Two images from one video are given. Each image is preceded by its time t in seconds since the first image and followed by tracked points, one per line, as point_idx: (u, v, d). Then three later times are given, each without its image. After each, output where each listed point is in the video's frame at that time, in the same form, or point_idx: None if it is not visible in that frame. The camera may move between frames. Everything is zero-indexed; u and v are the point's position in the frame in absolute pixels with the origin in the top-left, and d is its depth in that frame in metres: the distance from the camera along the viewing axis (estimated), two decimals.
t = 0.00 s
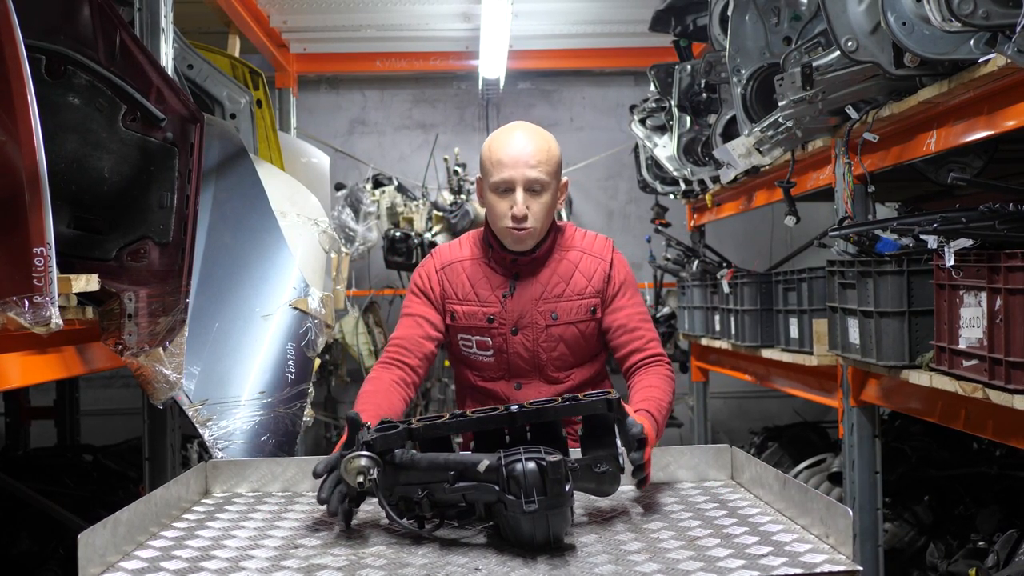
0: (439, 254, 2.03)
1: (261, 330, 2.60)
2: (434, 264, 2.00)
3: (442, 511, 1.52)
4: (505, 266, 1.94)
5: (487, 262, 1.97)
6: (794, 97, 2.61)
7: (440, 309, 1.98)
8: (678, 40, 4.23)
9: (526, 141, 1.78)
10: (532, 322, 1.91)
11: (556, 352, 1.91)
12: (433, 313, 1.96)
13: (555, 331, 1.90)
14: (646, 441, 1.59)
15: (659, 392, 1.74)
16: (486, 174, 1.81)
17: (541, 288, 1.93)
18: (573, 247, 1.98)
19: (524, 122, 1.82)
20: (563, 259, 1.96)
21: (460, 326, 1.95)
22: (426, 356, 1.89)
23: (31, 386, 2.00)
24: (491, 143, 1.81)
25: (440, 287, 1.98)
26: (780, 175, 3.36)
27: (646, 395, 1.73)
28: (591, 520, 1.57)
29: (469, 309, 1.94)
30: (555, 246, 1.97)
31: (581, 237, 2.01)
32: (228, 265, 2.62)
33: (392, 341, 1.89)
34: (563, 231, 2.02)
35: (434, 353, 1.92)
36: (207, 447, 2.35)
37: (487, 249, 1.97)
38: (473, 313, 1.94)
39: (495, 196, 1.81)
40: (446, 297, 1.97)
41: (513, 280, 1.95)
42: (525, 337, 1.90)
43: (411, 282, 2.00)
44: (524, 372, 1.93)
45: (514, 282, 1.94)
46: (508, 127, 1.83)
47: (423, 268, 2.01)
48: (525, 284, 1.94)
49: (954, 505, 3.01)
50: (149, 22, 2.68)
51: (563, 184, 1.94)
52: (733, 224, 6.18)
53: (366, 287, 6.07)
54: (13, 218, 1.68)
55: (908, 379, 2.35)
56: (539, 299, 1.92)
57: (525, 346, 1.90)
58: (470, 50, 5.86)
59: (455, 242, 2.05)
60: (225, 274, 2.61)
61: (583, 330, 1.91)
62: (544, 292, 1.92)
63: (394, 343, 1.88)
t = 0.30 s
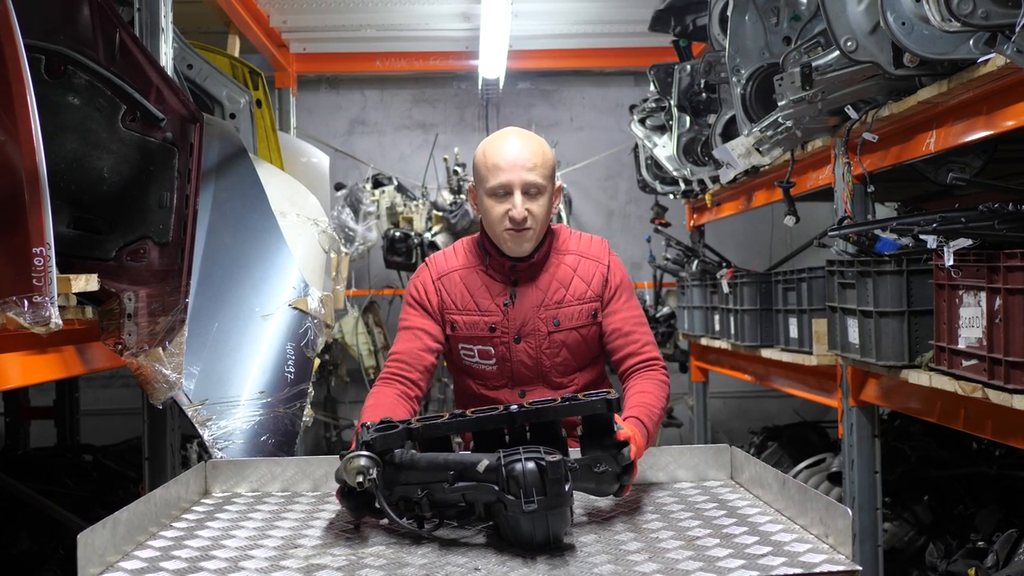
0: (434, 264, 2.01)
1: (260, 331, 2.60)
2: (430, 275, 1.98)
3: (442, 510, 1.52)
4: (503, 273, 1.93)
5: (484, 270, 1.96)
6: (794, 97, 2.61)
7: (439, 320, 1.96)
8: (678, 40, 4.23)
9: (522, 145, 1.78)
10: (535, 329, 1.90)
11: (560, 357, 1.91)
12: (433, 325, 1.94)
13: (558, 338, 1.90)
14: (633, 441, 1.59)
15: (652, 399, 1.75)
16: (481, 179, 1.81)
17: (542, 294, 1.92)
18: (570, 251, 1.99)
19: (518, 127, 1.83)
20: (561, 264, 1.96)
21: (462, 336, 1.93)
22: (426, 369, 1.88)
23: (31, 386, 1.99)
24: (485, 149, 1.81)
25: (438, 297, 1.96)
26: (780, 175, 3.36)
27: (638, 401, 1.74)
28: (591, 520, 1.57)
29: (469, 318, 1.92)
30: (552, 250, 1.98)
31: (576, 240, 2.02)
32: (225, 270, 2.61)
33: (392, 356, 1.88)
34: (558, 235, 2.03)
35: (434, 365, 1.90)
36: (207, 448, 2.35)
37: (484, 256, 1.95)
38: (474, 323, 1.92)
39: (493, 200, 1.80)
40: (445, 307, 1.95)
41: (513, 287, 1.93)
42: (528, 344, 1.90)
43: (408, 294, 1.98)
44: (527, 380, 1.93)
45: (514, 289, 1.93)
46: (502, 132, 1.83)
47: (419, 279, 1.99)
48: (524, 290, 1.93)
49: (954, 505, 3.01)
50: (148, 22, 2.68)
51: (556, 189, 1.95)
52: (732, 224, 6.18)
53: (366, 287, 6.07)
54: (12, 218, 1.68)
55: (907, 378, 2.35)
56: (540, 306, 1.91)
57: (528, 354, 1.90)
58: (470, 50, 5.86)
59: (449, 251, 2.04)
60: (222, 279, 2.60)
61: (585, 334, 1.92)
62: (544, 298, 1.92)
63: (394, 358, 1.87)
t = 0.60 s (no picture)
0: (435, 266, 2.01)
1: (260, 330, 2.60)
2: (431, 277, 1.98)
3: (443, 510, 1.51)
4: (505, 274, 1.93)
5: (486, 271, 1.96)
6: (793, 97, 2.61)
7: (441, 322, 1.95)
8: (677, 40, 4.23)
9: (523, 139, 1.81)
10: (537, 330, 1.90)
11: (562, 358, 1.91)
12: (436, 327, 1.94)
13: (561, 338, 1.90)
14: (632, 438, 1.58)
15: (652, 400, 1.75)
16: (483, 174, 1.82)
17: (544, 295, 1.92)
18: (570, 252, 1.99)
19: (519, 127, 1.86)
20: (562, 264, 1.96)
21: (464, 338, 1.93)
22: (430, 373, 1.88)
23: (31, 387, 1.99)
24: (486, 146, 1.83)
25: (439, 300, 1.96)
26: (779, 175, 3.36)
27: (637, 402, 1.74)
28: (591, 520, 1.57)
29: (472, 320, 1.92)
30: (553, 251, 1.97)
31: (577, 241, 2.02)
32: (225, 270, 2.61)
33: (397, 362, 1.88)
34: (558, 236, 2.03)
35: (438, 368, 1.89)
36: (207, 447, 2.35)
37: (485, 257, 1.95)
38: (476, 324, 1.92)
39: (495, 194, 1.81)
40: (447, 309, 1.95)
41: (515, 287, 1.93)
42: (531, 345, 1.90)
43: (410, 298, 1.98)
44: (530, 381, 1.93)
45: (516, 289, 1.92)
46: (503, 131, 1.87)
47: (420, 282, 1.99)
48: (526, 291, 1.93)
49: (953, 505, 3.01)
50: (148, 22, 2.68)
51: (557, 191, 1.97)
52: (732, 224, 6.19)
53: (365, 287, 6.07)
54: (12, 218, 1.68)
55: (907, 379, 2.35)
56: (541, 307, 1.91)
57: (531, 355, 1.90)
58: (469, 51, 5.86)
59: (450, 253, 2.03)
60: (222, 279, 2.60)
61: (587, 334, 1.92)
62: (545, 299, 1.91)
63: (395, 364, 1.88)
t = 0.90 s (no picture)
0: (436, 268, 1.99)
1: (260, 330, 2.60)
2: (433, 279, 1.97)
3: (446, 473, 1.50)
4: (506, 276, 1.92)
5: (487, 274, 1.95)
6: (793, 97, 2.61)
7: (442, 325, 1.95)
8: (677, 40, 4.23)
9: (525, 147, 1.79)
10: (538, 334, 1.92)
11: (563, 362, 1.94)
12: (437, 330, 1.94)
13: (562, 343, 1.92)
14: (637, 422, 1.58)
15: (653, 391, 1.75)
16: (486, 183, 1.81)
17: (546, 299, 1.93)
18: (573, 256, 1.98)
19: (520, 132, 1.85)
20: (564, 268, 1.96)
21: (466, 341, 1.95)
22: (432, 376, 1.89)
23: (30, 387, 1.99)
24: (488, 153, 1.82)
25: (441, 303, 1.95)
26: (779, 175, 3.36)
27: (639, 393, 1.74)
28: (590, 520, 1.57)
29: (473, 324, 1.93)
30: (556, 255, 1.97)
31: (579, 244, 2.02)
32: (225, 273, 2.61)
33: (397, 365, 1.87)
34: (560, 238, 2.02)
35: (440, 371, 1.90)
36: (207, 447, 2.35)
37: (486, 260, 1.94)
38: (478, 328, 1.93)
39: (498, 203, 1.80)
40: (448, 312, 1.95)
41: (516, 291, 1.93)
42: (532, 349, 1.92)
43: (410, 299, 1.97)
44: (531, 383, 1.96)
45: (517, 293, 1.93)
46: (505, 138, 1.85)
47: (421, 283, 1.98)
48: (527, 294, 1.93)
49: (953, 505, 3.01)
50: (147, 22, 2.68)
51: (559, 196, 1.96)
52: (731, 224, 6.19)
53: (365, 287, 6.07)
54: (10, 218, 1.68)
55: (907, 379, 2.35)
56: (543, 311, 1.92)
57: (532, 358, 1.92)
58: (469, 51, 5.86)
59: (451, 255, 2.02)
60: (223, 283, 2.60)
61: (588, 338, 1.94)
62: (547, 304, 1.92)
63: (396, 367, 1.87)
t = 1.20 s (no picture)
0: (440, 268, 2.00)
1: (260, 330, 2.60)
2: (436, 280, 1.98)
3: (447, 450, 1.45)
4: (510, 277, 1.93)
5: (490, 275, 1.95)
6: (793, 97, 2.61)
7: (445, 325, 1.96)
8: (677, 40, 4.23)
9: (528, 150, 1.78)
10: (542, 335, 1.92)
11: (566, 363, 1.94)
12: (440, 330, 1.94)
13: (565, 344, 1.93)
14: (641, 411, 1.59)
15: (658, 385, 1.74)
16: (490, 186, 1.81)
17: (550, 300, 1.93)
18: (576, 257, 1.98)
19: (523, 132, 1.83)
20: (568, 269, 1.96)
21: (469, 342, 1.94)
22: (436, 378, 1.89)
23: (30, 386, 1.99)
24: (492, 154, 1.81)
25: (444, 303, 1.96)
26: (778, 175, 3.37)
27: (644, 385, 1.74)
28: (591, 520, 1.57)
29: (477, 324, 1.93)
30: (560, 255, 1.97)
31: (583, 245, 2.02)
32: (227, 273, 2.61)
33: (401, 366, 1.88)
34: (564, 238, 2.02)
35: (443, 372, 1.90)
36: (207, 447, 2.35)
37: (490, 260, 1.94)
38: (481, 329, 1.93)
39: (501, 205, 1.79)
40: (451, 313, 1.95)
41: (519, 292, 1.93)
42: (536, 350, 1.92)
43: (414, 300, 1.97)
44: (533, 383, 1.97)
45: (521, 294, 1.93)
46: (508, 138, 1.84)
47: (425, 284, 1.98)
48: (531, 295, 1.93)
49: (953, 505, 3.01)
50: (147, 22, 2.68)
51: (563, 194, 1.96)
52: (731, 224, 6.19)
53: (364, 287, 6.07)
54: (11, 217, 1.67)
55: (907, 379, 2.34)
56: (547, 312, 1.92)
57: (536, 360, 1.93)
58: (468, 51, 5.86)
59: (454, 255, 2.02)
60: (224, 283, 2.60)
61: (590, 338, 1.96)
62: (551, 305, 1.93)
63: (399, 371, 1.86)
